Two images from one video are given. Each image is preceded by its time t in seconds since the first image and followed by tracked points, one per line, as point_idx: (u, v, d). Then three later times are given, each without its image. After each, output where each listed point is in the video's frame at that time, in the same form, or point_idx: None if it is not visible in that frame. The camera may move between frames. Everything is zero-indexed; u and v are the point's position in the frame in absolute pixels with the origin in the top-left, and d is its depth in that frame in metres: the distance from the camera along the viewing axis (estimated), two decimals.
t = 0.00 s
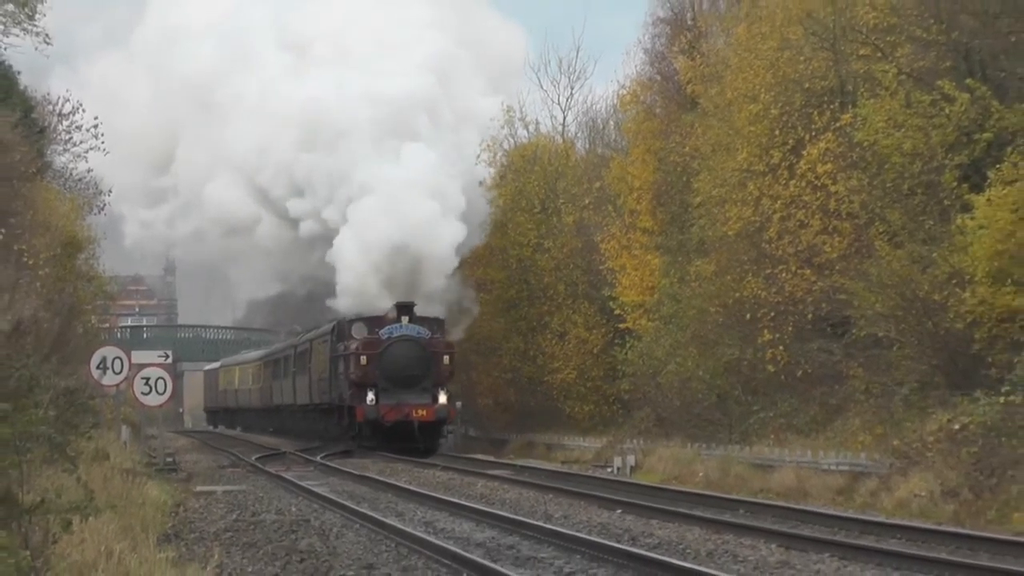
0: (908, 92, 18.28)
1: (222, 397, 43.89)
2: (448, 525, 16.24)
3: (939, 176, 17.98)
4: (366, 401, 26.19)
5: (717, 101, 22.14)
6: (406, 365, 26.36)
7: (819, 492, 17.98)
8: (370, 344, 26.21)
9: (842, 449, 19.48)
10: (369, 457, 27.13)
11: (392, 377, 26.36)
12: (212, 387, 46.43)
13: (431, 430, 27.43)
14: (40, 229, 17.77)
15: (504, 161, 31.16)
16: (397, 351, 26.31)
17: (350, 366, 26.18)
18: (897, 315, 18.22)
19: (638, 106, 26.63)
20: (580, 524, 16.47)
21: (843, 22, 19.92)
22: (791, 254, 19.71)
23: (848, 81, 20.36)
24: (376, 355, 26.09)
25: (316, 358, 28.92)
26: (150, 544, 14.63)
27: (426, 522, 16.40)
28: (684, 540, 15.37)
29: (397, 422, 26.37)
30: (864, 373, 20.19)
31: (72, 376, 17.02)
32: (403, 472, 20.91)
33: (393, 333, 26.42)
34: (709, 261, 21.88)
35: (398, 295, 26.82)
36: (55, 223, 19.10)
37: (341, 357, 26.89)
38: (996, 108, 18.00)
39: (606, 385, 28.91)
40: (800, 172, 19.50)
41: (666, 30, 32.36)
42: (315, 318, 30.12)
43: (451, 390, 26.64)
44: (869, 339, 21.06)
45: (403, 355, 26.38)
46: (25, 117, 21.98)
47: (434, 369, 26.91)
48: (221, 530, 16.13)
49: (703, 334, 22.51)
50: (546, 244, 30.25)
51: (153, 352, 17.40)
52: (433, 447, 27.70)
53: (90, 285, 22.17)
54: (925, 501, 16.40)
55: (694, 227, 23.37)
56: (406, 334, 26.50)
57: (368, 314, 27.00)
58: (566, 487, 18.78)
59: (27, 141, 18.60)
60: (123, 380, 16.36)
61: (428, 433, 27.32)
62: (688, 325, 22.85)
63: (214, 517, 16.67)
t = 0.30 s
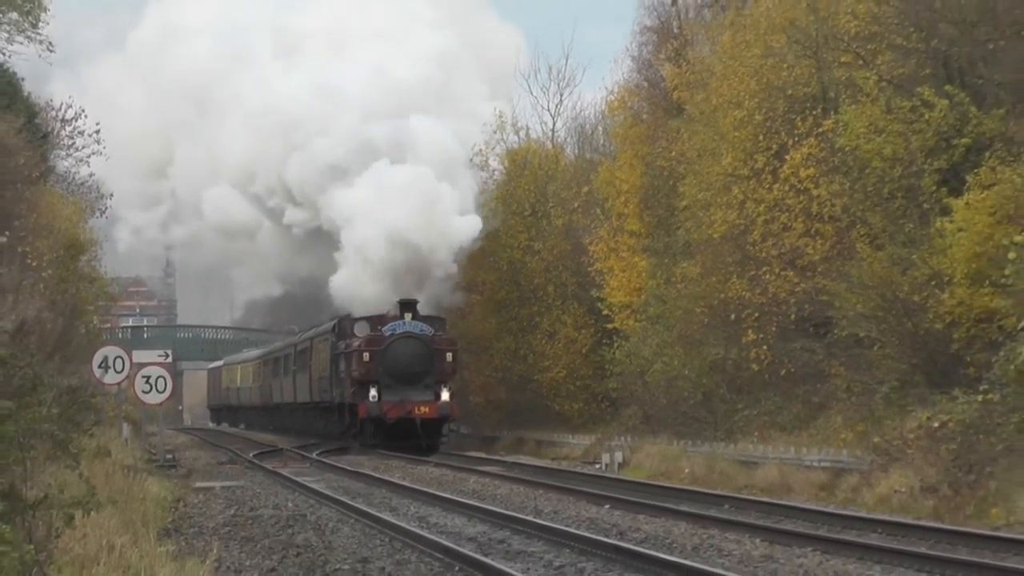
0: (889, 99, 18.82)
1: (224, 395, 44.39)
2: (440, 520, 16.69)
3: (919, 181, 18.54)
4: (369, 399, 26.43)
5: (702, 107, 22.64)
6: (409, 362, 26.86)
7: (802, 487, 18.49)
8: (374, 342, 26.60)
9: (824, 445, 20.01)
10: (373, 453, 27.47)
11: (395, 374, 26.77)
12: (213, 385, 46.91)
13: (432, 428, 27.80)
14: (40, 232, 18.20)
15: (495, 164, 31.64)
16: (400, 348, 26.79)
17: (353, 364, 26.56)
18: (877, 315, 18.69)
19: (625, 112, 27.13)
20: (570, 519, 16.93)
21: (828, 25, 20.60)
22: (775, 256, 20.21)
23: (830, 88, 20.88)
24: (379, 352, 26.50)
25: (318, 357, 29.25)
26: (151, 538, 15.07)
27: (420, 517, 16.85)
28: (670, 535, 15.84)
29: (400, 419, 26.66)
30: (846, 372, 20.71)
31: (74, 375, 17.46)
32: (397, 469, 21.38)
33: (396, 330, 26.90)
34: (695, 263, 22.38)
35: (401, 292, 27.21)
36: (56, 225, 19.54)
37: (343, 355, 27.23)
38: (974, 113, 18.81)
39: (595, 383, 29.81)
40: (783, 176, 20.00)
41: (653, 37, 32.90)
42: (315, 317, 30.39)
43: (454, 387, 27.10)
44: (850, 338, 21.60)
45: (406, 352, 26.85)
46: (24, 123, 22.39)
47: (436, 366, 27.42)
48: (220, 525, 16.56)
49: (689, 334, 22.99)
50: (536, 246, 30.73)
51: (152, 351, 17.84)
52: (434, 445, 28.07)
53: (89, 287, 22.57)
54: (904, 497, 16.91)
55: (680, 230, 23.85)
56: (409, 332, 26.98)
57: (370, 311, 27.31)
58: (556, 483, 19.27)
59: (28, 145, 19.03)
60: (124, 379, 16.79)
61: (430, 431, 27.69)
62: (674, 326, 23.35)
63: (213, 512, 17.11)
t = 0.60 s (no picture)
0: (870, 106, 19.37)
1: (228, 393, 44.90)
2: (434, 516, 17.20)
3: (900, 186, 19.11)
4: (371, 398, 26.94)
5: (688, 114, 23.18)
6: (411, 362, 27.31)
7: (786, 484, 18.99)
8: (376, 342, 27.07)
9: (807, 444, 20.53)
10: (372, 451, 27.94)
11: (398, 374, 27.24)
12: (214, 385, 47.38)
13: (434, 427, 28.24)
14: (41, 237, 18.63)
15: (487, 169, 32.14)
16: (402, 348, 27.25)
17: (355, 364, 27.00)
18: (859, 316, 19.18)
19: (613, 119, 28.24)
20: (560, 515, 17.44)
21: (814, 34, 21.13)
22: (759, 259, 20.68)
23: (813, 95, 21.42)
24: (381, 352, 26.95)
25: (321, 356, 29.92)
26: (153, 533, 15.54)
27: (414, 513, 17.34)
28: (656, 530, 16.34)
29: (402, 418, 27.15)
30: (828, 372, 21.24)
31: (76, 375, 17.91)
32: (392, 466, 21.88)
33: (398, 330, 27.34)
34: (682, 266, 22.88)
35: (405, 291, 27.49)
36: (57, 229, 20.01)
37: (346, 354, 27.77)
38: (954, 121, 19.41)
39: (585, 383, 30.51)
40: (767, 181, 20.50)
41: (641, 46, 33.44)
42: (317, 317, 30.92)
43: (455, 387, 27.59)
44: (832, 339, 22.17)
45: (408, 352, 27.30)
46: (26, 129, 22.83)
47: (438, 366, 27.90)
48: (220, 521, 17.02)
49: (676, 335, 23.51)
50: (527, 250, 31.21)
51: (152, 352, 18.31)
52: (436, 444, 28.50)
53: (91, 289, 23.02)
54: (885, 493, 17.42)
55: (667, 234, 24.37)
56: (412, 332, 27.42)
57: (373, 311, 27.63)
58: (546, 480, 19.77)
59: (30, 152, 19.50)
60: (126, 379, 17.25)
61: (432, 431, 28.19)
62: (662, 327, 23.86)
63: (212, 508, 17.57)
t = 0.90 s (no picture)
0: (857, 113, 19.88)
1: (234, 393, 45.44)
2: (432, 512, 17.67)
3: (887, 191, 19.70)
4: (379, 398, 26.78)
5: (681, 121, 23.71)
6: (418, 361, 27.21)
7: (775, 481, 19.49)
8: (383, 341, 27.10)
9: (797, 442, 21.03)
10: (373, 451, 28.20)
11: (405, 373, 27.06)
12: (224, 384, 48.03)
13: (442, 427, 27.92)
14: (49, 240, 19.12)
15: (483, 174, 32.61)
16: (409, 347, 27.22)
17: (362, 364, 26.99)
18: (847, 318, 19.71)
19: (608, 125, 28.85)
20: (556, 511, 17.92)
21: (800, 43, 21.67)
22: (750, 262, 21.18)
23: (802, 102, 21.94)
24: (388, 351, 26.97)
25: (326, 355, 29.99)
26: (159, 529, 16.01)
27: (414, 510, 17.81)
28: (649, 526, 16.82)
29: (410, 418, 26.82)
30: (816, 371, 21.76)
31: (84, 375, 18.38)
32: (391, 464, 22.31)
33: (405, 330, 27.41)
34: (674, 269, 23.39)
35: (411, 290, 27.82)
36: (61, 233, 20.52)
37: (353, 355, 27.80)
38: (939, 128, 19.93)
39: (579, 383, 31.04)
40: (757, 187, 21.01)
41: (635, 53, 33.94)
42: (323, 315, 31.33)
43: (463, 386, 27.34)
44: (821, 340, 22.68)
45: (415, 350, 27.22)
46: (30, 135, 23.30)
47: (446, 366, 27.80)
48: (224, 517, 17.48)
49: (669, 336, 24.03)
50: (524, 252, 31.65)
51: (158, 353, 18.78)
52: (444, 444, 28.17)
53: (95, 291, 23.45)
54: (871, 491, 17.92)
55: (660, 237, 24.88)
56: (418, 330, 27.47)
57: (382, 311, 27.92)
58: (542, 478, 20.27)
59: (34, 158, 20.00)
60: (133, 379, 17.71)
61: (439, 430, 27.84)
62: (655, 328, 24.37)
63: (216, 504, 18.03)
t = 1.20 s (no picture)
0: (840, 118, 20.41)
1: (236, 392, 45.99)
2: (426, 507, 18.17)
3: (869, 195, 20.21)
4: (382, 396, 26.63)
5: (668, 126, 24.23)
6: (421, 359, 26.97)
7: (761, 477, 20.01)
8: (385, 339, 26.80)
9: (781, 439, 21.56)
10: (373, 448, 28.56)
11: (408, 371, 26.87)
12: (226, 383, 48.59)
13: (446, 424, 27.86)
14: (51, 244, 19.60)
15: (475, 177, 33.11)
16: (412, 345, 26.98)
17: (365, 363, 26.73)
18: (830, 319, 20.23)
19: (598, 131, 29.78)
20: (547, 506, 18.43)
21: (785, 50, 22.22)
22: (736, 264, 21.69)
23: (787, 108, 22.48)
24: (391, 350, 26.69)
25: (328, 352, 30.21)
26: (160, 524, 16.47)
27: (409, 505, 18.31)
28: (637, 521, 17.31)
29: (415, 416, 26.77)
30: (800, 370, 22.39)
31: (86, 374, 18.85)
32: (386, 461, 22.78)
33: (408, 328, 27.13)
34: (662, 270, 23.91)
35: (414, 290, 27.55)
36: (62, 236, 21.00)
37: (357, 352, 27.55)
38: (920, 133, 20.41)
39: (570, 383, 31.65)
40: (743, 190, 21.56)
41: (623, 61, 34.50)
42: (321, 314, 31.76)
43: (467, 383, 27.22)
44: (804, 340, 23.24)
45: (418, 348, 26.98)
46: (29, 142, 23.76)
47: (450, 363, 27.55)
48: (223, 512, 17.95)
49: (657, 336, 24.58)
50: (516, 255, 32.05)
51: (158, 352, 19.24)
52: (448, 442, 28.15)
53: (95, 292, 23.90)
54: (853, 486, 18.42)
55: (647, 239, 25.42)
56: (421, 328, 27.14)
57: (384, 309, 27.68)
58: (533, 474, 20.78)
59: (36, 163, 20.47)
60: (134, 378, 18.16)
61: (443, 428, 27.76)
62: (643, 329, 24.91)
63: (215, 500, 18.48)
